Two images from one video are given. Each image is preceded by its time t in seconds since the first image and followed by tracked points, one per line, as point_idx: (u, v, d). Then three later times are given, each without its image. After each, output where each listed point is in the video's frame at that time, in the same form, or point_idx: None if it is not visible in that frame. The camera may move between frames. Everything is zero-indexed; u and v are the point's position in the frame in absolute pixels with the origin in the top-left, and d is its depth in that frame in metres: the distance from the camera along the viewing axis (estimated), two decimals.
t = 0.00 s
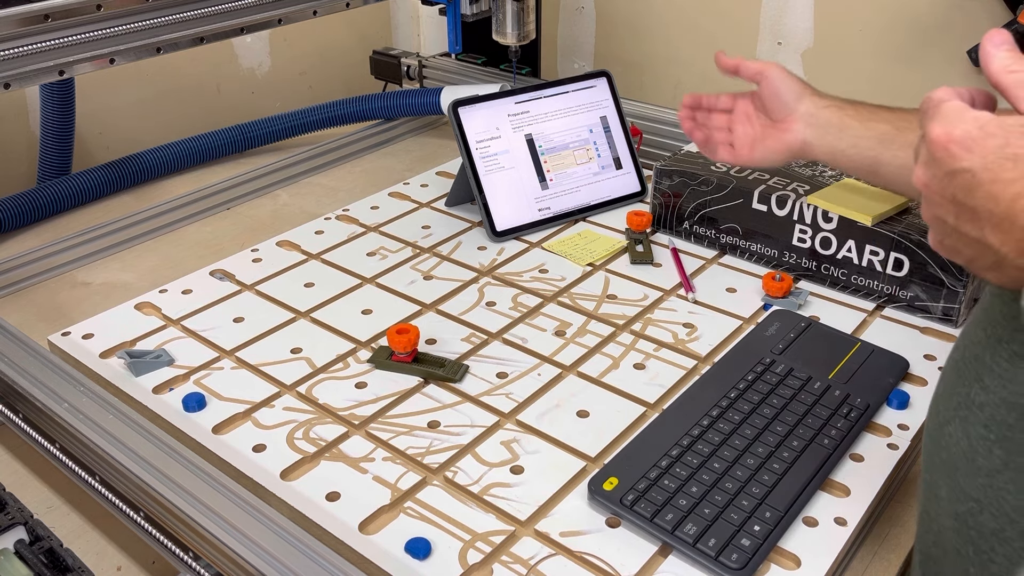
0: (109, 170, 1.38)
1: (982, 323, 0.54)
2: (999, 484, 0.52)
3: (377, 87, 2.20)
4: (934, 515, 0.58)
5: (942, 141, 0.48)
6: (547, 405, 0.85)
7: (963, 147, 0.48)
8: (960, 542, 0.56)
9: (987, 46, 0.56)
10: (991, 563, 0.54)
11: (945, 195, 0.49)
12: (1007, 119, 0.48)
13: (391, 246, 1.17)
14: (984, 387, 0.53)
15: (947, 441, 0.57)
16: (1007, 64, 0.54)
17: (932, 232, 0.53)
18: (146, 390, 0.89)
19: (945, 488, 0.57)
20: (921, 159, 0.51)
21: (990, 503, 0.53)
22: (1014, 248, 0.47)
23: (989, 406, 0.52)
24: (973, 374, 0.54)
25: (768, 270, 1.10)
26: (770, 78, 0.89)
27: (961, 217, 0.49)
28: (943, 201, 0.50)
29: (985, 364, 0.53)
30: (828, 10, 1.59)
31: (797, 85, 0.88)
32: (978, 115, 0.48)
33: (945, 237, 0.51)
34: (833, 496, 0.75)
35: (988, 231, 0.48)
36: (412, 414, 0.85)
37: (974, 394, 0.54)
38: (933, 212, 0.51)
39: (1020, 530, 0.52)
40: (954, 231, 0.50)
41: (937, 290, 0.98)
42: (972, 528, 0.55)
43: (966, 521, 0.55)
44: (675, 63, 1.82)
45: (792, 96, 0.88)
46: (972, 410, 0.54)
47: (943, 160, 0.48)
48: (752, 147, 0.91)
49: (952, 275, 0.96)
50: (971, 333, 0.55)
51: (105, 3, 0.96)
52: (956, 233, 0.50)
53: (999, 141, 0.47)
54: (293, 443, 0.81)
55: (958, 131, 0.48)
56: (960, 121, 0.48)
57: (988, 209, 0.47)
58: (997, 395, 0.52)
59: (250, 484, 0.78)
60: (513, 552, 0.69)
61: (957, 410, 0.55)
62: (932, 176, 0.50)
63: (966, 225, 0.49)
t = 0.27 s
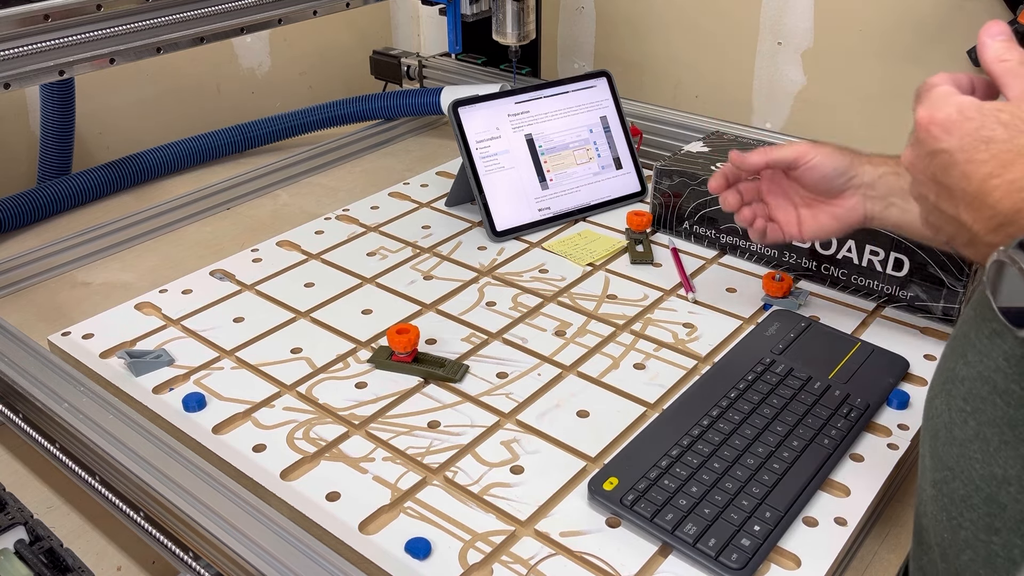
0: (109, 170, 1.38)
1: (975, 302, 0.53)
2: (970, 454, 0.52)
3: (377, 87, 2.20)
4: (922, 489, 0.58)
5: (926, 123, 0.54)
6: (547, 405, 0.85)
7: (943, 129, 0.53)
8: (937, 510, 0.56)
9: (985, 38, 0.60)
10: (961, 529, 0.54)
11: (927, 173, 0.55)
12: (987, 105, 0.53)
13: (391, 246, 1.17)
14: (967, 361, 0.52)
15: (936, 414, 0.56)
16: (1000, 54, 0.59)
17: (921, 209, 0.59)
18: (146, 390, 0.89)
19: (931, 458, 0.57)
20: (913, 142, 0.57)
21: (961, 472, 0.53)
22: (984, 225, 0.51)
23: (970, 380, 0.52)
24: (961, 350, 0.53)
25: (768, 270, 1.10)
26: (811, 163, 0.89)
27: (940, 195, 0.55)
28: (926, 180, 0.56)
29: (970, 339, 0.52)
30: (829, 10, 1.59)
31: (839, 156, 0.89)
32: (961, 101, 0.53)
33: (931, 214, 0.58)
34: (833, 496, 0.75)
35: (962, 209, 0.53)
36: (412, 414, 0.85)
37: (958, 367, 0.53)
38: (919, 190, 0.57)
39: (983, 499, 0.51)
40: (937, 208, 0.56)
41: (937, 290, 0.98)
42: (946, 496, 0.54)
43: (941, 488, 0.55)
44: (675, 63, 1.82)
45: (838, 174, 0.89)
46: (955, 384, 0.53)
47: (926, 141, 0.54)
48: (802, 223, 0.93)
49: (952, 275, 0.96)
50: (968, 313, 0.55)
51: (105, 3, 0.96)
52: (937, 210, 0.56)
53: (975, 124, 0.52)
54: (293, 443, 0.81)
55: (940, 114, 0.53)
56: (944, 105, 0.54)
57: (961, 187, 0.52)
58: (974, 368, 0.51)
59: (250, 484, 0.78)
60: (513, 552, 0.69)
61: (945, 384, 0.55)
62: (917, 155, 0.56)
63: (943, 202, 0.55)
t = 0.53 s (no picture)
0: (109, 170, 1.38)
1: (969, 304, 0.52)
2: (970, 460, 0.50)
3: (377, 87, 2.20)
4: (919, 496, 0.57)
5: (920, 121, 0.55)
6: (547, 405, 0.85)
7: (935, 127, 0.54)
8: (935, 517, 0.54)
9: (977, 40, 0.60)
10: (960, 537, 0.52)
11: (921, 172, 0.55)
12: (980, 102, 0.53)
13: (391, 246, 1.17)
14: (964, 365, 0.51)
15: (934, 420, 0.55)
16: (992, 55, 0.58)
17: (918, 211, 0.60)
18: (146, 390, 0.89)
19: (928, 463, 0.55)
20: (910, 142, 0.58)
21: (960, 477, 0.51)
22: (976, 224, 0.50)
23: (967, 384, 0.50)
24: (957, 354, 0.52)
25: (768, 270, 1.10)
26: (800, 112, 0.96)
27: (933, 194, 0.55)
28: (920, 180, 0.56)
29: (965, 342, 0.51)
30: (829, 10, 1.59)
31: (827, 105, 0.95)
32: (954, 99, 0.54)
33: (927, 216, 0.57)
34: (833, 496, 0.75)
35: (954, 207, 0.52)
36: (412, 414, 0.85)
37: (954, 371, 0.52)
38: (914, 190, 0.58)
39: (983, 505, 0.50)
40: (930, 207, 0.56)
41: (937, 291, 0.98)
42: (945, 504, 0.53)
43: (940, 496, 0.53)
44: (675, 63, 1.82)
45: (824, 124, 0.96)
46: (952, 389, 0.52)
47: (920, 138, 0.55)
48: (791, 167, 1.00)
49: (952, 275, 0.96)
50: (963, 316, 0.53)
51: (105, 3, 0.96)
52: (931, 209, 0.56)
53: (969, 123, 0.52)
54: (293, 443, 0.81)
55: (933, 112, 0.54)
56: (937, 104, 0.54)
57: (954, 185, 0.51)
58: (970, 372, 0.50)
59: (250, 484, 0.78)
60: (513, 552, 0.69)
61: (941, 390, 0.53)
62: (912, 155, 0.56)
63: (936, 201, 0.54)
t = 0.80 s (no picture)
0: (109, 170, 1.38)
1: (962, 319, 0.54)
2: (973, 478, 0.53)
3: (377, 87, 2.20)
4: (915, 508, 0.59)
5: (915, 147, 0.50)
6: (547, 405, 0.85)
7: (935, 151, 0.49)
8: (936, 533, 0.57)
9: (955, 56, 0.55)
10: (965, 554, 0.55)
11: (920, 198, 0.52)
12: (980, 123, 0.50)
13: (391, 246, 1.17)
14: (962, 381, 0.53)
15: (925, 434, 0.57)
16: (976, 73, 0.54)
17: (911, 235, 0.56)
18: (146, 390, 0.89)
19: (922, 480, 0.57)
20: (898, 163, 0.53)
21: (965, 496, 0.53)
22: (985, 249, 0.48)
23: (966, 401, 0.53)
24: (952, 369, 0.54)
25: (768, 270, 1.10)
26: (768, 112, 0.89)
27: (934, 220, 0.51)
28: (918, 205, 0.52)
29: (962, 358, 0.53)
30: (829, 10, 1.59)
31: (793, 101, 0.88)
32: (950, 121, 0.49)
33: (924, 239, 0.54)
34: (833, 496, 0.75)
35: (961, 233, 0.50)
36: (412, 414, 0.85)
37: (952, 387, 0.54)
38: (910, 216, 0.54)
39: (993, 524, 0.53)
40: (931, 234, 0.53)
41: (937, 291, 0.98)
42: (947, 520, 0.55)
43: (942, 513, 0.55)
44: (675, 63, 1.82)
45: (792, 121, 0.89)
46: (949, 404, 0.54)
47: (917, 164, 0.50)
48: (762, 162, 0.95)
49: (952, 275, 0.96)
50: (951, 329, 0.56)
51: (105, 3, 0.96)
52: (931, 235, 0.53)
53: (970, 145, 0.49)
54: (293, 443, 0.81)
55: (929, 136, 0.49)
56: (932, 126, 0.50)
57: (960, 212, 0.49)
58: (973, 390, 0.52)
59: (250, 484, 0.78)
60: (513, 552, 0.69)
61: (936, 404, 0.55)
62: (907, 180, 0.52)
63: (939, 227, 0.51)
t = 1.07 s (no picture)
0: (109, 170, 1.38)
1: (963, 328, 0.54)
2: (981, 488, 0.53)
3: (377, 87, 2.20)
4: (917, 517, 0.59)
5: (918, 153, 0.50)
6: (547, 405, 0.85)
7: (939, 158, 0.49)
8: (941, 543, 0.56)
9: (953, 58, 0.55)
10: (973, 565, 0.55)
11: (922, 206, 0.51)
12: (984, 128, 0.50)
13: (391, 247, 1.17)
14: (966, 391, 0.53)
15: (930, 444, 0.57)
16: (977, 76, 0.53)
17: (910, 240, 0.56)
18: (146, 390, 0.89)
19: (926, 490, 0.57)
20: (898, 169, 0.53)
21: (972, 507, 0.53)
22: (991, 259, 0.48)
23: (970, 410, 0.53)
24: (955, 379, 0.54)
25: (768, 270, 1.10)
26: (742, 121, 0.90)
27: (938, 227, 0.51)
28: (920, 212, 0.52)
29: (966, 367, 0.53)
30: (829, 10, 1.59)
31: (767, 110, 0.89)
32: (953, 125, 0.49)
33: (925, 246, 0.54)
34: (833, 496, 0.75)
35: (966, 242, 0.50)
36: (412, 414, 0.85)
37: (956, 396, 0.54)
38: (911, 222, 0.54)
39: (1002, 535, 0.52)
40: (934, 241, 0.52)
41: (937, 291, 0.98)
42: (954, 530, 0.55)
43: (948, 523, 0.55)
44: (675, 63, 1.82)
45: (765, 131, 0.90)
46: (953, 413, 0.54)
47: (920, 171, 0.50)
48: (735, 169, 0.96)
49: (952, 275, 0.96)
50: (953, 339, 0.56)
51: (105, 3, 0.96)
52: (933, 242, 0.52)
53: (976, 151, 0.48)
54: (293, 443, 0.81)
55: (933, 142, 0.49)
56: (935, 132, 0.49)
57: (965, 221, 0.49)
58: (978, 399, 0.52)
59: (250, 484, 0.78)
60: (513, 552, 0.69)
61: (940, 414, 0.55)
62: (909, 187, 0.52)
63: (944, 235, 0.51)
